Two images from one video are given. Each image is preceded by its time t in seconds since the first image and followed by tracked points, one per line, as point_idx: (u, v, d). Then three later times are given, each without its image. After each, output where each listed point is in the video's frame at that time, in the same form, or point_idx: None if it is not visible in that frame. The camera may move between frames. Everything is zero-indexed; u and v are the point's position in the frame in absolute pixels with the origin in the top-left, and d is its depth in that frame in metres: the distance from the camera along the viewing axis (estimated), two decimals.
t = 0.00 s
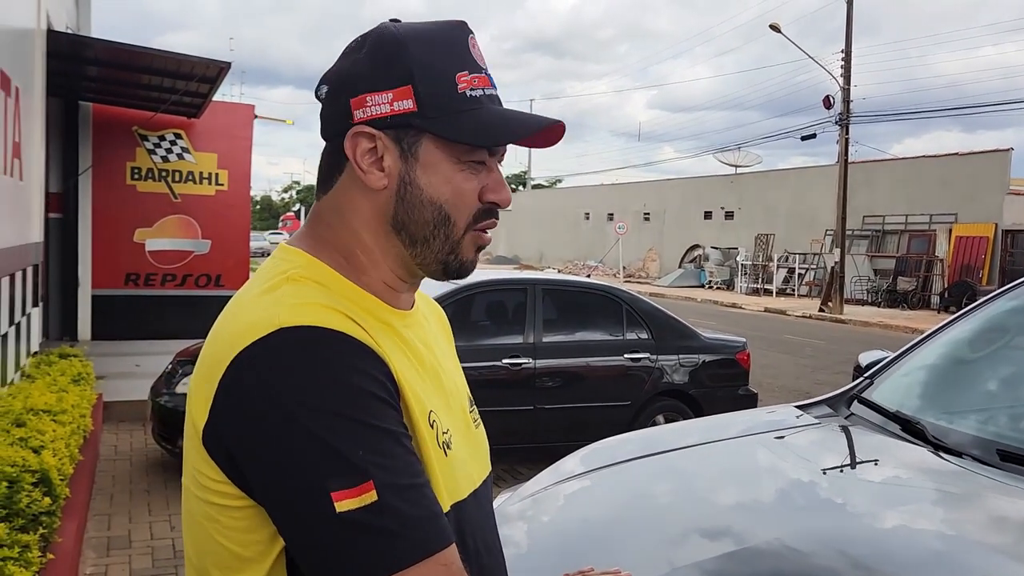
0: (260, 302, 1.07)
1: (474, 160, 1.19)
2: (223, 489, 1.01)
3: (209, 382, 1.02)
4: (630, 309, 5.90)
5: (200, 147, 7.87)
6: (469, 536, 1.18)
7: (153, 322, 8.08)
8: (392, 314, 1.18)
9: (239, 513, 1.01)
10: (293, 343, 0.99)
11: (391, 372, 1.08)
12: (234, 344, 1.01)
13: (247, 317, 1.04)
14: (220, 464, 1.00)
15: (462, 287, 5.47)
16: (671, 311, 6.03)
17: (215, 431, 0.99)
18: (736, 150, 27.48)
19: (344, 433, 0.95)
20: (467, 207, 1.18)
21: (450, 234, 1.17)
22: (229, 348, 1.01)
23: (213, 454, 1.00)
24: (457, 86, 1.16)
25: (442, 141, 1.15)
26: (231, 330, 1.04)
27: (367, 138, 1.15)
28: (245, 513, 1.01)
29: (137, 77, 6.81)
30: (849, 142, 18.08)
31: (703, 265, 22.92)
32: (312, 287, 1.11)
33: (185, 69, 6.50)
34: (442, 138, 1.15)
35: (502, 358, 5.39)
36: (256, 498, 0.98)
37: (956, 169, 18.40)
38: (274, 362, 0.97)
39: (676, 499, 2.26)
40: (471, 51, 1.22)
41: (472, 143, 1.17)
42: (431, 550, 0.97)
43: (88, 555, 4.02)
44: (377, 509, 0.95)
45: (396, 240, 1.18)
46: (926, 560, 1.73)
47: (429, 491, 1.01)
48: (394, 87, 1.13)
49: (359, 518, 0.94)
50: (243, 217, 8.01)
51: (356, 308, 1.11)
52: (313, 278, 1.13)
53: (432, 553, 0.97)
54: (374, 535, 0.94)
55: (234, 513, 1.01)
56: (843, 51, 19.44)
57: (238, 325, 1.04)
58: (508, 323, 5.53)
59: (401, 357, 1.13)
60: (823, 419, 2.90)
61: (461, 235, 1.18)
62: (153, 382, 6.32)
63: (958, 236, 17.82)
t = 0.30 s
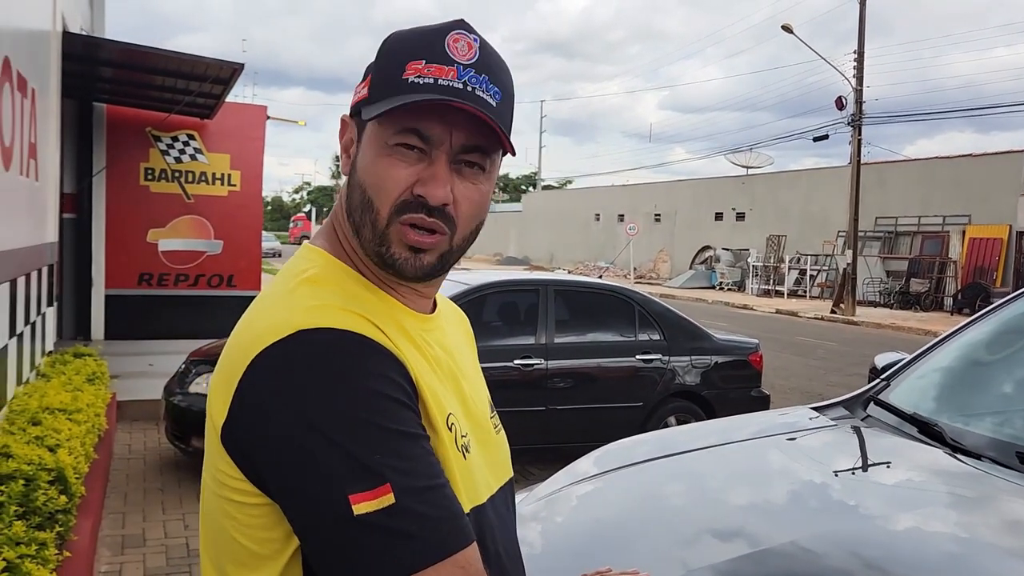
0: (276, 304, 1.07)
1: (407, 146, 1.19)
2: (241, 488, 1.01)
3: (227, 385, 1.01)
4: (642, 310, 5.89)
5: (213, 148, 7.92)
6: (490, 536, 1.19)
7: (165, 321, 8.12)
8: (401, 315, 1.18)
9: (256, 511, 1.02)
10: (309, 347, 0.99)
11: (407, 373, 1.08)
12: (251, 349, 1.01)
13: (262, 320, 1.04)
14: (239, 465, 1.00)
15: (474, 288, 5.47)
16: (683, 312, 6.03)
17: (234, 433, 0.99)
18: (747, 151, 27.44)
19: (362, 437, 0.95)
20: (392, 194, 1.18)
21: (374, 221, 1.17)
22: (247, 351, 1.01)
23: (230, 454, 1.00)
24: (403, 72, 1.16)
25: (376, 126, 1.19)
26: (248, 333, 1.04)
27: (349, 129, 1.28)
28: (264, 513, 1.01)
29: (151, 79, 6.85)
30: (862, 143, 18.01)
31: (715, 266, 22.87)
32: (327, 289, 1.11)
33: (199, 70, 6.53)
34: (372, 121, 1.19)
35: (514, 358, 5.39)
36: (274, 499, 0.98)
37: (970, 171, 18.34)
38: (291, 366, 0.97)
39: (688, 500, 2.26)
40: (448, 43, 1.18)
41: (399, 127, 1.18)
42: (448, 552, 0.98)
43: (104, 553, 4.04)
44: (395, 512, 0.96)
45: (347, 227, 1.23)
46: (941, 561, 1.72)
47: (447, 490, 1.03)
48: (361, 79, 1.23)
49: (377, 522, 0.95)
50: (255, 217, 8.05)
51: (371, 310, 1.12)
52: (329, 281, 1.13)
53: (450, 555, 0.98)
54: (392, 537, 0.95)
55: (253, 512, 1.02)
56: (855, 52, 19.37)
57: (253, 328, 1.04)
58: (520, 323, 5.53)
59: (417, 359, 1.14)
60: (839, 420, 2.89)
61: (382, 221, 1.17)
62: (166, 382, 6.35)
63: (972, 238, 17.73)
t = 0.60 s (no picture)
0: (312, 305, 1.07)
1: (436, 151, 1.20)
2: (273, 486, 1.02)
3: (263, 382, 1.02)
4: (649, 310, 5.88)
5: (220, 148, 7.94)
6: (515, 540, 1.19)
7: (171, 321, 8.14)
8: (434, 319, 1.18)
9: (287, 509, 1.02)
10: (349, 350, 0.99)
11: (441, 377, 1.08)
12: (289, 349, 1.01)
13: (300, 318, 1.05)
14: (271, 463, 1.00)
15: (481, 289, 5.48)
16: (691, 313, 6.02)
17: (268, 431, 0.99)
18: (754, 152, 27.42)
19: (397, 441, 0.96)
20: (422, 200, 1.18)
21: (407, 226, 1.18)
22: (284, 350, 1.01)
23: (264, 453, 1.00)
24: (430, 75, 1.17)
25: (403, 131, 1.19)
26: (285, 333, 1.04)
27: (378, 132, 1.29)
28: (295, 511, 1.02)
29: (158, 80, 6.88)
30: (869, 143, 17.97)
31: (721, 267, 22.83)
32: (362, 290, 1.11)
33: (207, 71, 6.55)
34: (400, 126, 1.20)
35: (521, 359, 5.40)
36: (307, 499, 0.98)
37: (978, 172, 18.30)
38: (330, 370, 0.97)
39: (695, 501, 2.26)
40: (474, 44, 1.18)
41: (427, 131, 1.18)
42: (478, 560, 0.99)
43: (113, 552, 4.06)
44: (428, 517, 0.96)
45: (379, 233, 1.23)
46: (948, 562, 1.72)
47: (478, 495, 1.03)
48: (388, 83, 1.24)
49: (410, 527, 0.95)
50: (263, 218, 8.07)
51: (406, 313, 1.12)
52: (364, 282, 1.13)
53: (479, 564, 0.99)
54: (426, 542, 0.96)
55: (284, 509, 1.02)
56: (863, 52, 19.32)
57: (292, 328, 1.04)
58: (527, 324, 5.54)
59: (449, 361, 1.14)
60: (848, 420, 2.89)
61: (415, 227, 1.18)
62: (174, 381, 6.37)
63: (980, 239, 17.67)
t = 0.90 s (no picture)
0: (362, 298, 1.08)
1: (488, 151, 1.20)
2: (318, 476, 1.02)
3: (314, 372, 1.02)
4: (651, 310, 5.88)
5: (222, 147, 7.94)
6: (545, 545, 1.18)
7: (173, 320, 8.15)
8: (483, 320, 1.18)
9: (331, 500, 1.02)
10: (401, 344, 0.99)
11: (487, 376, 1.08)
12: (341, 339, 1.01)
13: (351, 311, 1.05)
14: (318, 452, 1.00)
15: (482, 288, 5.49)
16: (692, 313, 6.01)
17: (317, 421, 0.99)
18: (756, 152, 27.40)
19: (447, 436, 0.96)
20: (476, 201, 1.19)
21: (459, 227, 1.18)
22: (336, 342, 1.02)
23: (313, 442, 1.01)
24: (481, 78, 1.17)
25: (457, 132, 1.19)
26: (338, 324, 1.04)
27: (429, 135, 1.29)
28: (338, 503, 1.02)
29: (161, 79, 6.89)
30: (870, 143, 17.95)
31: (722, 267, 22.82)
32: (410, 286, 1.11)
33: (208, 70, 6.56)
34: (451, 127, 1.20)
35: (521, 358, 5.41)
36: (352, 491, 0.98)
37: (980, 171, 18.28)
38: (383, 362, 0.98)
39: (697, 500, 2.26)
40: (526, 46, 1.18)
41: (479, 132, 1.19)
42: (517, 560, 0.99)
43: (115, 550, 4.07)
44: (471, 514, 0.96)
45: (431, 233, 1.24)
46: (951, 562, 1.72)
47: (516, 497, 1.03)
48: (439, 86, 1.24)
49: (454, 522, 0.95)
50: (265, 217, 8.09)
51: (453, 311, 1.13)
52: (413, 278, 1.14)
53: (518, 564, 0.99)
54: (468, 538, 0.96)
55: (326, 499, 1.02)
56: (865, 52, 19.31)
57: (344, 320, 1.04)
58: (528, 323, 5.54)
59: (493, 358, 1.14)
60: (851, 420, 2.89)
61: (467, 227, 1.18)
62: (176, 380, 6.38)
63: (981, 238, 17.65)
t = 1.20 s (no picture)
0: (353, 299, 1.08)
1: (488, 151, 1.20)
2: (308, 477, 1.02)
3: (305, 373, 1.03)
4: (649, 307, 5.88)
5: (220, 145, 7.94)
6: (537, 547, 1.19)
7: (171, 318, 8.15)
8: (475, 322, 1.18)
9: (321, 501, 1.02)
10: (394, 347, 1.00)
11: (479, 379, 1.09)
12: (335, 340, 1.01)
13: (343, 312, 1.05)
14: (308, 452, 1.01)
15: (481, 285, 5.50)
16: (690, 310, 6.02)
17: (308, 421, 1.00)
18: (755, 149, 27.40)
19: (437, 441, 0.96)
20: (477, 200, 1.19)
21: (458, 225, 1.18)
22: (328, 343, 1.02)
23: (303, 443, 1.01)
24: (480, 77, 1.17)
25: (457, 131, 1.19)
26: (330, 324, 1.05)
27: (424, 134, 1.29)
28: (327, 504, 1.02)
29: (159, 77, 6.88)
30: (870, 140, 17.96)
31: (721, 264, 22.84)
32: (402, 287, 1.12)
33: (207, 68, 6.55)
34: (451, 126, 1.19)
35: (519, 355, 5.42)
36: (341, 491, 0.99)
37: (979, 168, 18.28)
38: (377, 365, 0.98)
39: (695, 497, 2.27)
40: (524, 45, 1.18)
41: (480, 132, 1.19)
42: (504, 565, 0.99)
43: (113, 548, 4.08)
44: (461, 518, 0.97)
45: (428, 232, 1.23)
46: (947, 559, 1.72)
47: (505, 502, 1.03)
48: (436, 84, 1.23)
49: (443, 526, 0.96)
50: (264, 215, 8.10)
51: (444, 313, 1.12)
52: (407, 280, 1.14)
53: (506, 568, 0.99)
54: (457, 542, 0.96)
55: (316, 501, 1.03)
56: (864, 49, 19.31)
57: (336, 321, 1.04)
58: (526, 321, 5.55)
59: (484, 361, 1.14)
60: (847, 417, 2.90)
61: (466, 225, 1.18)
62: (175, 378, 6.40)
63: (980, 235, 17.66)
